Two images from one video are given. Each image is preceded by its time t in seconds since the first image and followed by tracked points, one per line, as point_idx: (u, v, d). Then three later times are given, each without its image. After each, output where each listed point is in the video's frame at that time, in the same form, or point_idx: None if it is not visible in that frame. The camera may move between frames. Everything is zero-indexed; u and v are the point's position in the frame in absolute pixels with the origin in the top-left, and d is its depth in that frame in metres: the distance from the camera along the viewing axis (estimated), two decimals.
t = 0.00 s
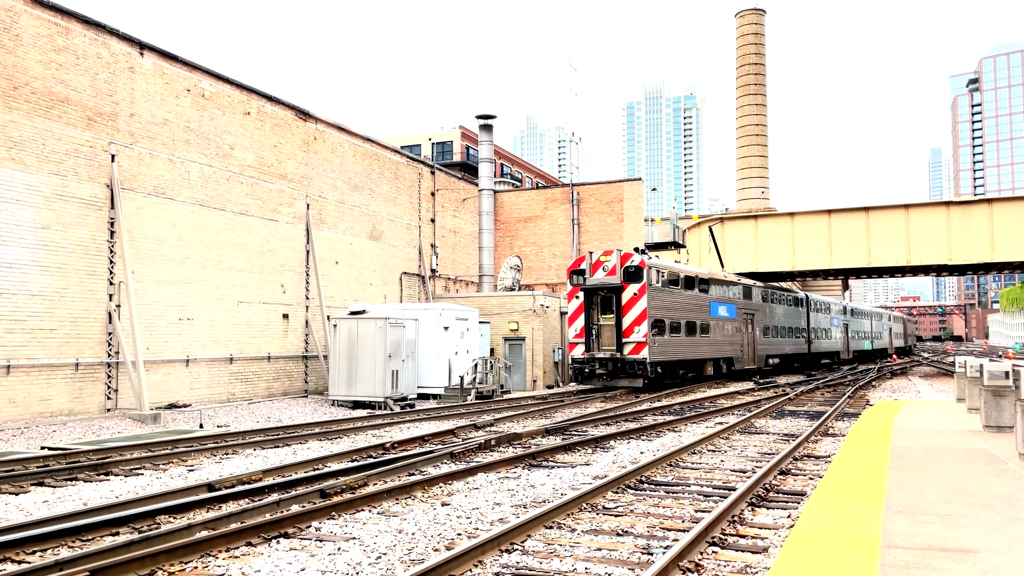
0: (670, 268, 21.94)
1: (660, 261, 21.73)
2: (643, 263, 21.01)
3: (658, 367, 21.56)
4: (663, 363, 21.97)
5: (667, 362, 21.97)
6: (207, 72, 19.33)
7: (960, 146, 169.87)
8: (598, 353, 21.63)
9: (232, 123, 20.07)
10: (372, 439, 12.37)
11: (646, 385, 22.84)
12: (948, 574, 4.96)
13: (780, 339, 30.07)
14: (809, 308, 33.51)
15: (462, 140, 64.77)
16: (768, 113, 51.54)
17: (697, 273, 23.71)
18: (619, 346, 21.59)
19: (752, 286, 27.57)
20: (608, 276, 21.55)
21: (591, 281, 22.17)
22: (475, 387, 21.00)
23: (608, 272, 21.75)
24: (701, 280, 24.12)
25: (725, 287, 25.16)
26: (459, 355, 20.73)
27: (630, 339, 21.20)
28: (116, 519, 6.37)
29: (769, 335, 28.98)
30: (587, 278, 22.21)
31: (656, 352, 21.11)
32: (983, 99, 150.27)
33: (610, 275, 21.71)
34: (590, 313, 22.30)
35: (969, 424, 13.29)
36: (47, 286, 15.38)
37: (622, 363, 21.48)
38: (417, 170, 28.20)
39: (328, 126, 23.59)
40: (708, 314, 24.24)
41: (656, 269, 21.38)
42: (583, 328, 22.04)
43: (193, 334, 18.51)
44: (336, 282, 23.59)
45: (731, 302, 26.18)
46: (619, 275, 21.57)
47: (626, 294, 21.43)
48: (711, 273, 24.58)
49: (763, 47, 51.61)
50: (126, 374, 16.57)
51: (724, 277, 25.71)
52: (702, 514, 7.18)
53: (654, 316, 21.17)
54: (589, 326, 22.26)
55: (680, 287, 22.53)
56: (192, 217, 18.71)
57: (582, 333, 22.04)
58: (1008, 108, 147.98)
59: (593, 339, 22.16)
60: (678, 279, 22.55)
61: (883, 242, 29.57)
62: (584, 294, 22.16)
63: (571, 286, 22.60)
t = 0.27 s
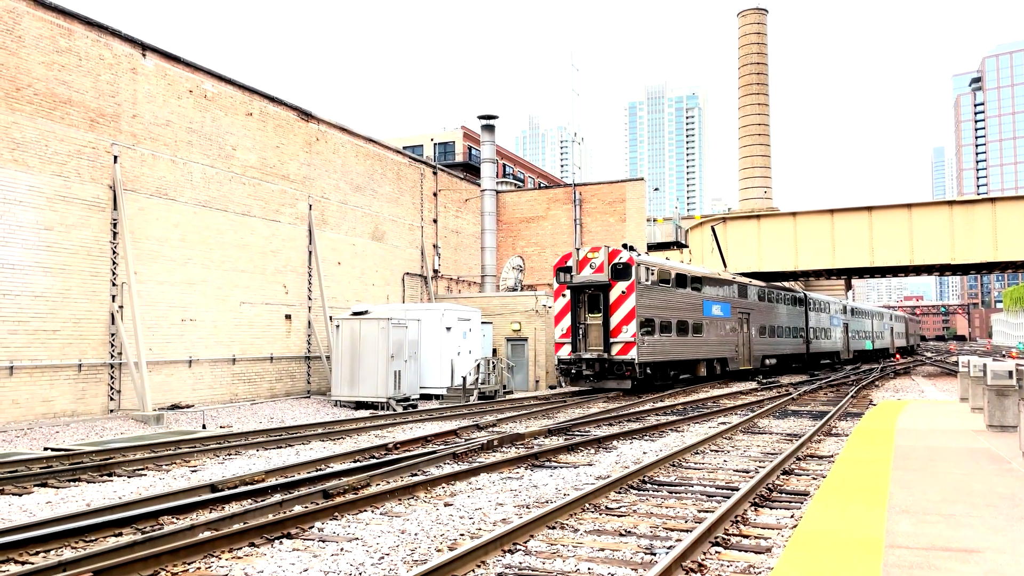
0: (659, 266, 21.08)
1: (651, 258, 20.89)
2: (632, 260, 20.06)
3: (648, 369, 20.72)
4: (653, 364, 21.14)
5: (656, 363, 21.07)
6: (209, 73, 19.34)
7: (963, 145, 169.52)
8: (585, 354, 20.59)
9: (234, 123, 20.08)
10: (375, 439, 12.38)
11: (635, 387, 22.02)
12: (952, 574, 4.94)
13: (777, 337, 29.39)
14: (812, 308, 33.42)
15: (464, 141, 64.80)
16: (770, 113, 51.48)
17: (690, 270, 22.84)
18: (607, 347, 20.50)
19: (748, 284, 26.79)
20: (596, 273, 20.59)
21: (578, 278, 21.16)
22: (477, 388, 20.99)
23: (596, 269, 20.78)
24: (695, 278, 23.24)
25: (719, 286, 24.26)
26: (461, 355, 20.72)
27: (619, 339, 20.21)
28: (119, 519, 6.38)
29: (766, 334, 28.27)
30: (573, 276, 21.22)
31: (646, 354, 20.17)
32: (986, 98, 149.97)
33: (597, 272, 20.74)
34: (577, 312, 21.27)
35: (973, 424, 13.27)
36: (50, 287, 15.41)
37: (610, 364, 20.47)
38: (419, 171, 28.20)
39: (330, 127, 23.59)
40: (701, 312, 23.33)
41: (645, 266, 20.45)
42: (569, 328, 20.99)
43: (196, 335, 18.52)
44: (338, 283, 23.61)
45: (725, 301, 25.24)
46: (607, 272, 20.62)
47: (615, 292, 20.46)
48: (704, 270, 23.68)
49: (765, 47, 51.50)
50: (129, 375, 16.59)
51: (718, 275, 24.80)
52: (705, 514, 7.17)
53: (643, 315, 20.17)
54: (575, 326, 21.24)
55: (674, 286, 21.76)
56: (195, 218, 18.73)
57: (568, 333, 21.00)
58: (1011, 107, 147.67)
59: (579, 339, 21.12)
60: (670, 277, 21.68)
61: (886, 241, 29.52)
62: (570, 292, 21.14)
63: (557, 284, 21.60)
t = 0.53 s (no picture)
0: (647, 263, 20.20)
1: (639, 256, 20.04)
2: (618, 257, 19.18)
3: (635, 370, 19.91)
4: (641, 365, 20.31)
5: (644, 364, 20.19)
6: (211, 74, 19.37)
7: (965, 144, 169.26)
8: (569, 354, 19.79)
9: (236, 124, 20.10)
10: (377, 439, 12.40)
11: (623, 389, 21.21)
12: (955, 574, 4.94)
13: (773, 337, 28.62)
14: (812, 307, 33.40)
15: (465, 141, 64.84)
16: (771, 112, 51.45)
17: (680, 267, 22.00)
18: (592, 347, 19.70)
19: (742, 282, 25.98)
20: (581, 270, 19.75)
21: (562, 276, 20.31)
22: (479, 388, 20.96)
23: (581, 267, 19.89)
24: (686, 276, 22.39)
25: (711, 285, 23.38)
26: (463, 356, 20.74)
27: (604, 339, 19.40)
28: (122, 520, 6.38)
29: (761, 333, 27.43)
30: (558, 273, 20.35)
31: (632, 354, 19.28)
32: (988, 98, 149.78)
33: (582, 270, 19.86)
34: (561, 311, 20.45)
35: (975, 423, 13.23)
36: (52, 288, 15.43)
37: (596, 366, 19.65)
38: (421, 171, 28.21)
39: (332, 127, 23.61)
40: (693, 311, 22.48)
41: (633, 264, 19.59)
42: (553, 327, 20.20)
43: (198, 336, 18.53)
44: (340, 284, 23.63)
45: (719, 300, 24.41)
46: (592, 269, 19.74)
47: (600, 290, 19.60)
48: (695, 267, 22.81)
49: (766, 46, 51.46)
50: (132, 376, 16.61)
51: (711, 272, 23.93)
52: (707, 514, 7.17)
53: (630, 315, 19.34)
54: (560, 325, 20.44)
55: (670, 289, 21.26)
56: (197, 219, 18.74)
57: (552, 333, 20.22)
58: (1013, 106, 147.48)
59: (564, 339, 20.32)
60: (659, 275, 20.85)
61: (888, 241, 29.49)
62: (554, 290, 20.31)
63: (541, 282, 20.73)
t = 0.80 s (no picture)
0: (633, 261, 19.54)
1: (625, 253, 19.34)
2: (602, 254, 18.46)
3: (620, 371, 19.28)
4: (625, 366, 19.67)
5: (628, 364, 19.52)
6: (212, 75, 19.38)
7: (966, 143, 169.10)
8: (552, 355, 18.99)
9: (237, 125, 20.12)
10: (379, 440, 12.39)
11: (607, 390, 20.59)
12: (957, 572, 4.94)
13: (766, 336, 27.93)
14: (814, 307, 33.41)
15: (466, 141, 64.87)
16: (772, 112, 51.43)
17: (668, 265, 21.36)
18: (575, 348, 18.88)
19: (733, 280, 25.35)
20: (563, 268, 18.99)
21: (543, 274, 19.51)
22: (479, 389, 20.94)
23: (563, 264, 19.10)
24: (675, 273, 21.71)
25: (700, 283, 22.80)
26: (464, 356, 20.75)
27: (588, 340, 18.68)
28: (124, 521, 6.39)
29: (753, 333, 26.75)
30: (539, 271, 19.52)
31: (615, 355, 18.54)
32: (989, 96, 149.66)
33: (565, 267, 19.06)
34: (542, 310, 19.64)
35: (977, 422, 13.20)
36: (54, 290, 15.44)
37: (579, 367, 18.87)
38: (422, 172, 28.21)
39: (333, 128, 23.62)
40: (682, 310, 21.80)
41: (617, 260, 18.93)
42: (535, 327, 19.40)
43: (199, 337, 18.54)
44: (341, 284, 23.63)
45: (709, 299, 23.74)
46: (575, 267, 18.95)
47: (583, 288, 18.86)
48: (683, 264, 22.17)
49: (767, 46, 51.43)
50: (133, 377, 16.62)
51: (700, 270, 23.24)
52: (709, 513, 7.17)
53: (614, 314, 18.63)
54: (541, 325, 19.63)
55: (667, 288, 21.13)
56: (198, 220, 18.76)
57: (533, 334, 19.42)
58: (1014, 105, 147.38)
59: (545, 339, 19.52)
60: (645, 272, 20.18)
61: (889, 240, 29.48)
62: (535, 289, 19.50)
63: (523, 280, 19.92)
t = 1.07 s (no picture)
0: (617, 258, 18.71)
1: (608, 250, 18.66)
2: (584, 250, 17.70)
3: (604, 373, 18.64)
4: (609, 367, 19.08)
5: (612, 366, 18.87)
6: (211, 76, 19.38)
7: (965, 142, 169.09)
8: (532, 356, 18.12)
9: (236, 127, 20.12)
10: (378, 441, 12.38)
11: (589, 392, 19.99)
12: (959, 571, 4.94)
13: (760, 336, 27.27)
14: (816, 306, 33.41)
15: (466, 142, 64.91)
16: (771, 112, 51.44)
17: (653, 263, 20.63)
18: (554, 350, 18.05)
19: (725, 278, 24.76)
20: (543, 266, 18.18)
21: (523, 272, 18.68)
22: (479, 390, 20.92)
23: (543, 262, 18.33)
24: (661, 271, 20.99)
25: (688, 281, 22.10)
26: (464, 357, 20.74)
27: (569, 341, 17.87)
28: (125, 523, 6.39)
29: (747, 333, 26.04)
30: (517, 269, 18.71)
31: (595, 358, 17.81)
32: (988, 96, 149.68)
33: (544, 265, 18.28)
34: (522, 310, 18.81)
35: (978, 421, 13.18)
36: (54, 292, 15.44)
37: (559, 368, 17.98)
38: (421, 173, 28.22)
39: (332, 130, 23.62)
40: (669, 309, 21.10)
41: (600, 258, 18.14)
42: (514, 328, 18.55)
43: (200, 338, 18.54)
44: (341, 285, 23.63)
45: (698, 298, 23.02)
46: (554, 264, 18.18)
47: (563, 287, 18.06)
48: (669, 262, 21.46)
49: (766, 45, 51.42)
50: (133, 379, 16.61)
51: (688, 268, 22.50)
52: (710, 513, 7.17)
53: (596, 314, 17.89)
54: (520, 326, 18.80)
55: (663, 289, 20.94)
56: (197, 221, 18.75)
57: (513, 335, 18.59)
58: (1013, 104, 147.40)
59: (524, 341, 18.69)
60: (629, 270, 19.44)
61: (889, 239, 29.48)
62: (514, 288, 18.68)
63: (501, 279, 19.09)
